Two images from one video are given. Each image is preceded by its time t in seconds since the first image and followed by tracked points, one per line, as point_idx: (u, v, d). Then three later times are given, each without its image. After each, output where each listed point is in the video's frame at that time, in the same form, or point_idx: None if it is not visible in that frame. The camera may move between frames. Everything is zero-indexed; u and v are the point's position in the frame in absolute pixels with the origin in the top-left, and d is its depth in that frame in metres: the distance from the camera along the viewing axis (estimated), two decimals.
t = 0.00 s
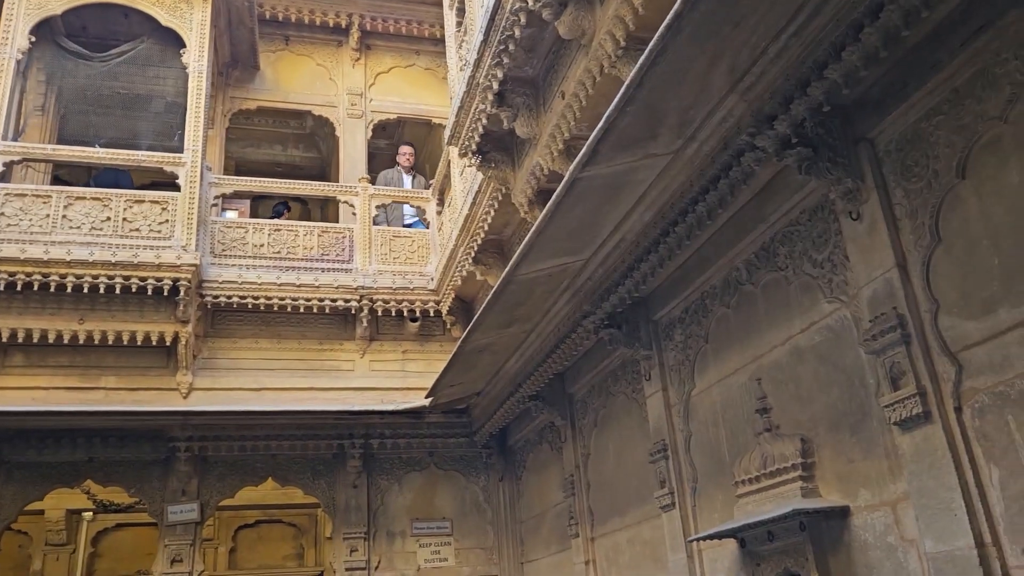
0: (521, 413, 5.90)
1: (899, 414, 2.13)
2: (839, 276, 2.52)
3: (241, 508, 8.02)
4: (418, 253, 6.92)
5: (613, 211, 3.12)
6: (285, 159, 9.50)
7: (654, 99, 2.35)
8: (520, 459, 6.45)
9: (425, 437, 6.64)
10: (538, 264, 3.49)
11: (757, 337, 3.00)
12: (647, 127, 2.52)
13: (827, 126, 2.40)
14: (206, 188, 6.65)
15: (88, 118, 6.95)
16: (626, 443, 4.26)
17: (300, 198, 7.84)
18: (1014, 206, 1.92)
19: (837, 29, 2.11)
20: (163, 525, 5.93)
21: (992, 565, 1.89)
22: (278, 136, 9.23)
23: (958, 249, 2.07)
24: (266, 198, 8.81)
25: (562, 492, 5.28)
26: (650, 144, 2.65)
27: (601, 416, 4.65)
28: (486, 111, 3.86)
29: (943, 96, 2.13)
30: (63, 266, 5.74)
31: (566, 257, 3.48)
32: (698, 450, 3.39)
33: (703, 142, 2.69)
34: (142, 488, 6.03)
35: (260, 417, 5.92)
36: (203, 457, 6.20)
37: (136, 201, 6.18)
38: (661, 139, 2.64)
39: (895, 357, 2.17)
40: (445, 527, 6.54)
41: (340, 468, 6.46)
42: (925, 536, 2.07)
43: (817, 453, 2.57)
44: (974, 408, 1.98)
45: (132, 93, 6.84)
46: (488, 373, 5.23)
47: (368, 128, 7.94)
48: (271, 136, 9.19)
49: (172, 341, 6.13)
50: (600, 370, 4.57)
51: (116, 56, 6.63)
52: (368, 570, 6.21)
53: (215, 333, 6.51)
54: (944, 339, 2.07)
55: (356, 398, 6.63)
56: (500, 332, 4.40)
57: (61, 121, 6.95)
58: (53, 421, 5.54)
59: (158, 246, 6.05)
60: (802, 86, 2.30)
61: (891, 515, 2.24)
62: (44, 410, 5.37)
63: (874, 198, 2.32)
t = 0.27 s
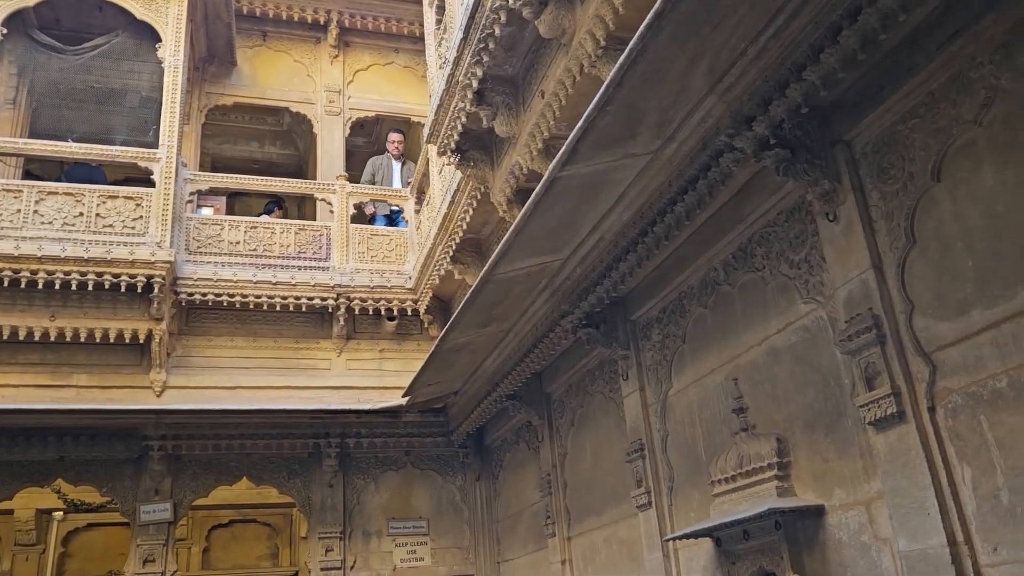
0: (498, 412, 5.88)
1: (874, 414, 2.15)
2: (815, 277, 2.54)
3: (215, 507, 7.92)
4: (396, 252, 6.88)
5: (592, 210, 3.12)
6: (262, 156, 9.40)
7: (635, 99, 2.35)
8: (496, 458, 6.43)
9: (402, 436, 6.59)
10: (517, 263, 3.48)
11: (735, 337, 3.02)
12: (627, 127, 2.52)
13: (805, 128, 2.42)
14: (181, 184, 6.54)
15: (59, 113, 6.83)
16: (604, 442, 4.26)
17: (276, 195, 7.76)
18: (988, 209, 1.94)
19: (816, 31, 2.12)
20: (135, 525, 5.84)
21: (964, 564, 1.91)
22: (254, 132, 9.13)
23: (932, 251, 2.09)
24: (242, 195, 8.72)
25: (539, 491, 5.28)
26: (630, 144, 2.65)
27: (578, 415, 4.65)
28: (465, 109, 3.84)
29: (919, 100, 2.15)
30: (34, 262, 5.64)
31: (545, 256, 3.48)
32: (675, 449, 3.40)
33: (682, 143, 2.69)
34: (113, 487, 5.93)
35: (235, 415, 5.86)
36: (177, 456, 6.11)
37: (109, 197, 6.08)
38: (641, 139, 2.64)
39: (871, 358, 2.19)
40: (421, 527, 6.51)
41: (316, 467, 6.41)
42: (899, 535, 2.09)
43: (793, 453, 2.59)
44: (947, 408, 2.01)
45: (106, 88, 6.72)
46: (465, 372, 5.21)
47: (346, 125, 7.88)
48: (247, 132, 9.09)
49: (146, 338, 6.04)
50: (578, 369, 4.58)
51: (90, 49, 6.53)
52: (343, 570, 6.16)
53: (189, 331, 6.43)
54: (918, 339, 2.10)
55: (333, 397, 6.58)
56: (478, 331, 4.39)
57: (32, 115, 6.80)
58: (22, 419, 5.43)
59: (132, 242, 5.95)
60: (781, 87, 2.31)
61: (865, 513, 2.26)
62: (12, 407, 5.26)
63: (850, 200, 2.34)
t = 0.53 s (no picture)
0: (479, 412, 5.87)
1: (853, 415, 2.17)
2: (797, 279, 2.56)
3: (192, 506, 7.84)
4: (377, 250, 6.85)
5: (575, 211, 3.12)
6: (242, 153, 9.32)
7: (620, 99, 2.35)
8: (476, 458, 6.41)
9: (382, 436, 6.55)
10: (500, 262, 3.47)
11: (716, 338, 3.03)
12: (612, 127, 2.52)
13: (788, 130, 2.43)
14: (161, 180, 6.47)
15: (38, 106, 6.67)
16: (584, 442, 4.26)
17: (258, 193, 7.70)
18: (968, 212, 1.96)
19: (800, 34, 2.14)
20: (110, 524, 5.77)
21: (941, 564, 1.93)
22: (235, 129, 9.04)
23: (912, 254, 2.11)
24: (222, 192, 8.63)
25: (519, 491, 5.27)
26: (614, 145, 2.65)
27: (559, 415, 4.65)
28: (449, 108, 3.83)
29: (901, 104, 2.17)
30: (8, 256, 5.54)
31: (527, 256, 3.47)
32: (656, 449, 3.41)
33: (666, 144, 2.70)
34: (89, 486, 5.85)
35: (213, 413, 5.80)
36: (153, 454, 6.04)
37: (87, 191, 6.00)
38: (625, 139, 2.65)
39: (850, 360, 2.21)
40: (400, 526, 6.48)
41: (294, 467, 6.37)
42: (878, 536, 2.10)
43: (773, 453, 2.61)
44: (925, 410, 2.03)
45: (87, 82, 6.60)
46: (446, 371, 5.20)
47: (328, 123, 7.83)
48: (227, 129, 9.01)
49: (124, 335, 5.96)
50: (559, 369, 4.58)
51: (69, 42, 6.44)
52: (322, 570, 6.12)
53: (168, 329, 6.35)
54: (898, 342, 2.11)
55: (312, 396, 6.53)
56: (460, 330, 4.38)
57: (8, 108, 6.63)
58: None
59: (110, 237, 5.87)
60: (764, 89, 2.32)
61: (844, 514, 2.28)
62: None
63: (832, 203, 2.35)
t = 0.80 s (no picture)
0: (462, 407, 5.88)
1: (838, 415, 2.20)
2: (782, 280, 2.59)
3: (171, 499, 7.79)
4: (362, 245, 6.82)
5: (563, 208, 3.13)
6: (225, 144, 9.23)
7: (612, 99, 2.37)
8: (458, 454, 6.42)
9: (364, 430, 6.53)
10: (487, 259, 3.48)
11: (701, 337, 3.06)
12: (602, 126, 2.53)
13: (776, 133, 2.46)
14: (143, 170, 6.40)
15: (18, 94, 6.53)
16: (568, 438, 4.28)
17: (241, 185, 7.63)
18: (953, 217, 1.99)
19: (791, 38, 2.17)
20: (89, 517, 5.71)
21: (922, 562, 1.96)
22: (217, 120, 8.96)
23: (897, 257, 2.15)
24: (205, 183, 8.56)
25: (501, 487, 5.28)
26: (604, 143, 2.67)
27: (543, 411, 4.67)
28: (438, 103, 3.83)
29: (888, 109, 2.21)
30: None
31: (515, 252, 3.48)
32: (640, 446, 3.44)
33: (655, 144, 2.72)
34: (67, 478, 5.79)
35: (194, 406, 5.76)
36: (133, 447, 5.98)
37: (69, 181, 5.93)
38: (615, 138, 2.66)
39: (835, 360, 2.24)
40: (381, 521, 6.48)
41: (276, 460, 6.34)
42: (859, 534, 2.14)
43: (756, 452, 2.64)
44: (908, 410, 2.06)
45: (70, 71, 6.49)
46: (430, 366, 5.19)
47: (313, 115, 7.78)
48: (210, 119, 8.92)
49: (104, 326, 5.90)
50: (544, 365, 4.59)
51: (52, 32, 6.34)
52: (302, 563, 6.11)
53: (149, 320, 6.30)
54: (882, 343, 2.15)
55: (295, 389, 6.50)
56: (445, 326, 4.38)
57: None
58: None
59: (91, 228, 5.81)
60: (755, 92, 2.35)
61: (826, 512, 2.32)
62: None
63: (819, 205, 2.38)
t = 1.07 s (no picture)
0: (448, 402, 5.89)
1: (821, 415, 2.24)
2: (768, 281, 2.62)
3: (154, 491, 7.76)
4: (350, 239, 6.82)
5: (553, 207, 3.15)
6: (212, 135, 9.17)
7: (604, 100, 2.39)
8: (444, 449, 6.43)
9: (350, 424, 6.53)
10: (476, 256, 3.49)
11: (687, 336, 3.09)
12: (594, 127, 2.55)
13: (765, 136, 2.49)
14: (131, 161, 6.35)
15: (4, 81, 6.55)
16: (553, 434, 4.31)
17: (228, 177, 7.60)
18: (936, 223, 2.03)
19: (781, 43, 2.19)
20: (72, 508, 5.68)
21: (901, 561, 2.01)
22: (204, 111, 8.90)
23: (881, 261, 2.18)
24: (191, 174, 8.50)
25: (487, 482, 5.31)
26: (595, 144, 2.69)
27: (529, 408, 4.69)
28: (429, 100, 3.83)
29: (875, 115, 2.24)
30: None
31: (504, 250, 3.50)
32: (625, 443, 3.47)
33: (645, 145, 2.74)
34: (50, 469, 5.76)
35: (179, 398, 5.74)
36: (117, 439, 5.96)
37: (55, 170, 5.88)
38: (606, 139, 2.68)
39: (819, 361, 2.27)
40: (366, 515, 6.49)
41: (261, 454, 6.33)
42: (840, 532, 2.18)
43: (740, 451, 2.67)
44: (890, 412, 2.10)
45: (57, 59, 6.43)
46: (417, 361, 5.20)
47: (302, 108, 7.75)
48: (197, 110, 8.87)
49: (90, 317, 5.86)
50: (531, 361, 4.61)
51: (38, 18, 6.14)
52: (286, 556, 6.11)
53: (135, 312, 6.26)
54: (865, 346, 2.19)
55: (281, 383, 6.49)
56: (433, 322, 4.39)
57: None
58: None
59: (77, 218, 5.76)
60: (744, 96, 2.37)
61: (807, 511, 2.35)
62: None
63: (805, 209, 2.42)
